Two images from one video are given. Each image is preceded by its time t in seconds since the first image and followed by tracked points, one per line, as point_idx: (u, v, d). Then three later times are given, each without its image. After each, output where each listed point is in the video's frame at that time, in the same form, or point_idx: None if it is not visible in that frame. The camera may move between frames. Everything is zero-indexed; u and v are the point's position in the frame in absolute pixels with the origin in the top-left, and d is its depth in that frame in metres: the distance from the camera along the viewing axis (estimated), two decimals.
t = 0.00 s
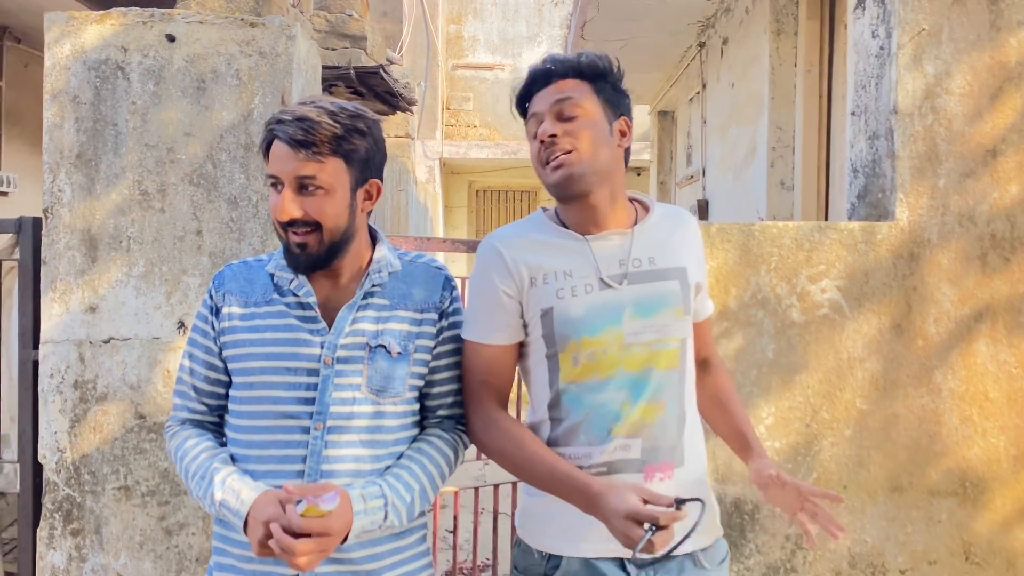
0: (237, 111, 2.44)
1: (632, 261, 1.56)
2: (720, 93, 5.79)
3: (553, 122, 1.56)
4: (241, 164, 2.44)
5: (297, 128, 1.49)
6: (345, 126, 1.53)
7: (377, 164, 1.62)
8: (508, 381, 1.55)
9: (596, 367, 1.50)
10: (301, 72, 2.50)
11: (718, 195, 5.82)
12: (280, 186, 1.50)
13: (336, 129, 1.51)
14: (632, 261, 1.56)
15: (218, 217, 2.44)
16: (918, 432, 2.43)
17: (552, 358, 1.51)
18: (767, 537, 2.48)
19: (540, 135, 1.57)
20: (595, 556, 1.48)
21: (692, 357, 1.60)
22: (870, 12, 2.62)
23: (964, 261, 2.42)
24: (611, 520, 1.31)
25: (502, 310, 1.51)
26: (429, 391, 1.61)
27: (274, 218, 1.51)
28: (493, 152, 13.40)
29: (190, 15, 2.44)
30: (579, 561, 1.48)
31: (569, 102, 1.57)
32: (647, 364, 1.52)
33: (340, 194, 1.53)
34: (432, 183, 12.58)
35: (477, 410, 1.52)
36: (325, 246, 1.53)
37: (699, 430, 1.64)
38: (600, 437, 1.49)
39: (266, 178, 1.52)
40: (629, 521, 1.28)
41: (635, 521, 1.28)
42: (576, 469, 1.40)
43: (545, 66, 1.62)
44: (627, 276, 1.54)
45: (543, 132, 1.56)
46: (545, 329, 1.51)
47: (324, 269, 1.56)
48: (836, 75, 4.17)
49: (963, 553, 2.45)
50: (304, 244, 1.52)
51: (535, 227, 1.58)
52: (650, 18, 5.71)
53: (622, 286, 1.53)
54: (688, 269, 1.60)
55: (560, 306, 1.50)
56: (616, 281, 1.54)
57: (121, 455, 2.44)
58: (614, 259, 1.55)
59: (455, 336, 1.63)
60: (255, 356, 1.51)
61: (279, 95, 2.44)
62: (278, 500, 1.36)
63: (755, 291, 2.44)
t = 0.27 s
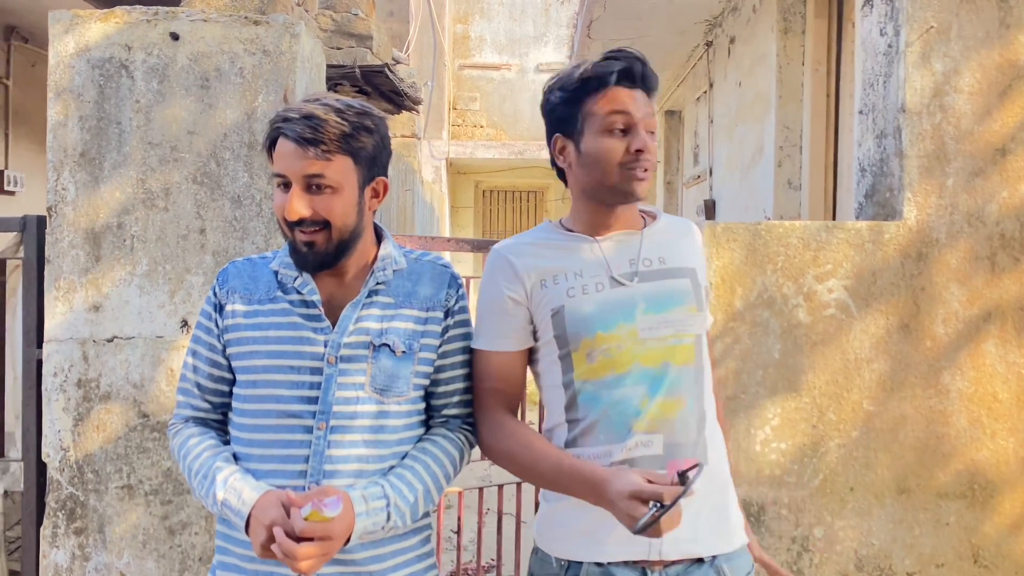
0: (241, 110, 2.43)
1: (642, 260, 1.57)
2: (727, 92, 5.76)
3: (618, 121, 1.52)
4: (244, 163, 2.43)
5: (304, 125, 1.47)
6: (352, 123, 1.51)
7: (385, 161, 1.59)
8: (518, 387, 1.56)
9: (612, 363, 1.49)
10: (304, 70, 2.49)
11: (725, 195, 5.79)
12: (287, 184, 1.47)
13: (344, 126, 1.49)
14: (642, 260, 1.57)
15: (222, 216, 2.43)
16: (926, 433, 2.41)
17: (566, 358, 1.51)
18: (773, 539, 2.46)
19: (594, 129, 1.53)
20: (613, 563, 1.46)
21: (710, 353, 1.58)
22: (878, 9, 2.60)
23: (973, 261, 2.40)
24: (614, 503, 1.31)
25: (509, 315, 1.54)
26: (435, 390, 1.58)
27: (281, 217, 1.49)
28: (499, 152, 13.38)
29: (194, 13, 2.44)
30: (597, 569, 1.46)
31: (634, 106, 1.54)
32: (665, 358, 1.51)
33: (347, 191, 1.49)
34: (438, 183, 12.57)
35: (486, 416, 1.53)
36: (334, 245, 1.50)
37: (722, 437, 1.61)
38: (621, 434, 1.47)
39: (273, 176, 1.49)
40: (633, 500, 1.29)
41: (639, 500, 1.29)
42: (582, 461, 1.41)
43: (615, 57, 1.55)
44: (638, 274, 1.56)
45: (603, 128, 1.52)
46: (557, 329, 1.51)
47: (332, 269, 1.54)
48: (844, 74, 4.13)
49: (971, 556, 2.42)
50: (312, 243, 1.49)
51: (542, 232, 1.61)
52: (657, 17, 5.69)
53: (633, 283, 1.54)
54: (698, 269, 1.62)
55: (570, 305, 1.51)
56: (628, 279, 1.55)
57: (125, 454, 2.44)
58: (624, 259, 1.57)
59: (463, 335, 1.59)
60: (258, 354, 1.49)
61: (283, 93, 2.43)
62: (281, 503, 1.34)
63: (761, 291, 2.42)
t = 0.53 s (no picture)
0: (242, 109, 2.43)
1: (668, 262, 1.56)
2: (730, 92, 5.75)
3: (637, 101, 1.52)
4: (246, 163, 2.43)
5: (305, 123, 1.47)
6: (353, 121, 1.51)
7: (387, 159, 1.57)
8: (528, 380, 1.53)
9: (635, 368, 1.48)
10: (306, 70, 2.49)
11: (727, 195, 5.78)
12: (288, 182, 1.47)
13: (344, 124, 1.49)
14: (668, 262, 1.56)
15: (223, 215, 2.43)
16: (929, 434, 2.40)
17: (589, 361, 1.48)
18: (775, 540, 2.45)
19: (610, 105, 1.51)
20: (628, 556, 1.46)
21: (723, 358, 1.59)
22: (880, 8, 2.59)
23: (976, 261, 2.39)
24: (630, 500, 1.30)
25: (531, 309, 1.49)
26: (438, 390, 1.57)
27: (282, 215, 1.48)
28: (502, 152, 13.38)
29: (195, 13, 2.43)
30: (612, 562, 1.46)
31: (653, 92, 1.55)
32: (686, 364, 1.51)
33: (348, 189, 1.49)
34: (440, 183, 12.57)
35: (491, 404, 1.51)
36: (335, 243, 1.50)
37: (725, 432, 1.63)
38: (642, 439, 1.46)
39: (274, 174, 1.49)
40: (650, 499, 1.28)
41: (657, 498, 1.28)
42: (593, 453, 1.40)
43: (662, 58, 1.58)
44: (664, 277, 1.54)
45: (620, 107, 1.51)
46: (582, 330, 1.49)
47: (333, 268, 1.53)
48: (847, 73, 4.12)
49: (974, 557, 2.41)
50: (313, 242, 1.49)
51: (569, 223, 1.55)
52: (659, 17, 5.68)
53: (663, 286, 1.53)
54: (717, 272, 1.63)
55: (599, 308, 1.48)
56: (655, 282, 1.53)
57: (126, 454, 2.44)
58: (650, 260, 1.54)
59: (466, 335, 1.59)
60: (260, 355, 1.48)
61: (284, 93, 2.43)
62: (283, 506, 1.34)
63: (763, 291, 2.41)
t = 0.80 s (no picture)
0: (243, 109, 2.42)
1: (672, 278, 1.50)
2: (731, 91, 5.74)
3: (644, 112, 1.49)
4: (247, 162, 2.43)
5: (310, 119, 1.46)
6: (359, 118, 1.50)
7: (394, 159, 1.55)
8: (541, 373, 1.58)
9: (621, 381, 1.49)
10: (307, 70, 2.48)
11: (728, 194, 5.78)
12: (292, 179, 1.47)
13: (349, 122, 1.48)
14: (672, 278, 1.50)
15: (224, 215, 2.42)
16: (932, 434, 2.39)
17: (580, 367, 1.52)
18: (778, 540, 2.44)
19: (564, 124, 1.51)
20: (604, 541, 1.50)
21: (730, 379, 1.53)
22: (883, 7, 2.58)
23: (980, 260, 2.38)
24: (624, 500, 1.33)
25: (535, 311, 1.54)
26: (443, 393, 1.56)
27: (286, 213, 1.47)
28: (502, 151, 13.37)
29: (196, 13, 2.43)
30: (590, 545, 1.51)
31: (617, 103, 1.46)
32: (677, 386, 1.48)
33: (351, 187, 1.48)
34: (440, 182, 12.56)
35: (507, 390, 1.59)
36: (339, 242, 1.48)
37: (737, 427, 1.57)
38: (617, 450, 1.48)
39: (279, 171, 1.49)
40: (645, 505, 1.30)
41: (651, 505, 1.30)
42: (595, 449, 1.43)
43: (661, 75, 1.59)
44: (664, 295, 1.49)
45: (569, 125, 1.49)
46: (574, 338, 1.52)
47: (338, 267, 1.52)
48: (848, 72, 4.12)
49: (977, 557, 2.41)
50: (314, 241, 1.47)
51: (585, 225, 1.54)
52: (660, 16, 5.67)
53: (659, 304, 1.48)
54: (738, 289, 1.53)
55: (588, 319, 1.49)
56: (653, 299, 1.49)
57: (128, 454, 2.43)
58: (653, 275, 1.49)
59: (472, 338, 1.57)
60: (266, 357, 1.48)
61: (285, 92, 2.43)
62: (283, 514, 1.33)
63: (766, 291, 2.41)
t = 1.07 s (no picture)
0: (242, 108, 2.42)
1: (653, 288, 1.52)
2: (730, 90, 5.74)
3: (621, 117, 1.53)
4: (246, 161, 2.42)
5: (328, 109, 1.47)
6: (376, 113, 1.51)
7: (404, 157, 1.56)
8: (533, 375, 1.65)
9: (609, 394, 1.53)
10: (306, 68, 2.47)
11: (728, 193, 5.77)
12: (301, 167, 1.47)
13: (365, 114, 1.49)
14: (653, 288, 1.52)
15: (224, 215, 2.42)
16: (932, 433, 2.39)
17: (572, 379, 1.58)
18: (778, 540, 2.44)
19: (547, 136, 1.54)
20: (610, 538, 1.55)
21: (723, 383, 1.55)
22: (883, 5, 2.58)
23: (980, 258, 2.38)
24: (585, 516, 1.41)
25: (523, 325, 1.60)
26: (448, 399, 1.55)
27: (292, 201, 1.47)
28: (501, 151, 13.36)
29: (195, 11, 2.42)
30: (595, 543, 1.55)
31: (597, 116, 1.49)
32: (664, 397, 1.51)
33: (360, 180, 1.49)
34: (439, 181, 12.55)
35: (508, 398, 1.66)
36: (340, 234, 1.47)
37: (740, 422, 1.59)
38: (614, 461, 1.54)
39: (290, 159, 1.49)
40: (597, 524, 1.38)
41: (603, 525, 1.37)
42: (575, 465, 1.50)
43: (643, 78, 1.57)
44: (646, 306, 1.52)
45: (552, 137, 1.52)
46: (563, 350, 1.57)
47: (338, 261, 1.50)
48: (848, 71, 4.11)
49: (978, 556, 2.41)
50: (318, 230, 1.47)
51: (565, 239, 1.58)
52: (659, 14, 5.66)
53: (641, 316, 1.52)
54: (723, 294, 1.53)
55: (573, 334, 1.54)
56: (635, 311, 1.52)
57: (127, 454, 2.43)
58: (633, 287, 1.52)
59: (477, 344, 1.55)
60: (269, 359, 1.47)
61: (284, 91, 2.42)
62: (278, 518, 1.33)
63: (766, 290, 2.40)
